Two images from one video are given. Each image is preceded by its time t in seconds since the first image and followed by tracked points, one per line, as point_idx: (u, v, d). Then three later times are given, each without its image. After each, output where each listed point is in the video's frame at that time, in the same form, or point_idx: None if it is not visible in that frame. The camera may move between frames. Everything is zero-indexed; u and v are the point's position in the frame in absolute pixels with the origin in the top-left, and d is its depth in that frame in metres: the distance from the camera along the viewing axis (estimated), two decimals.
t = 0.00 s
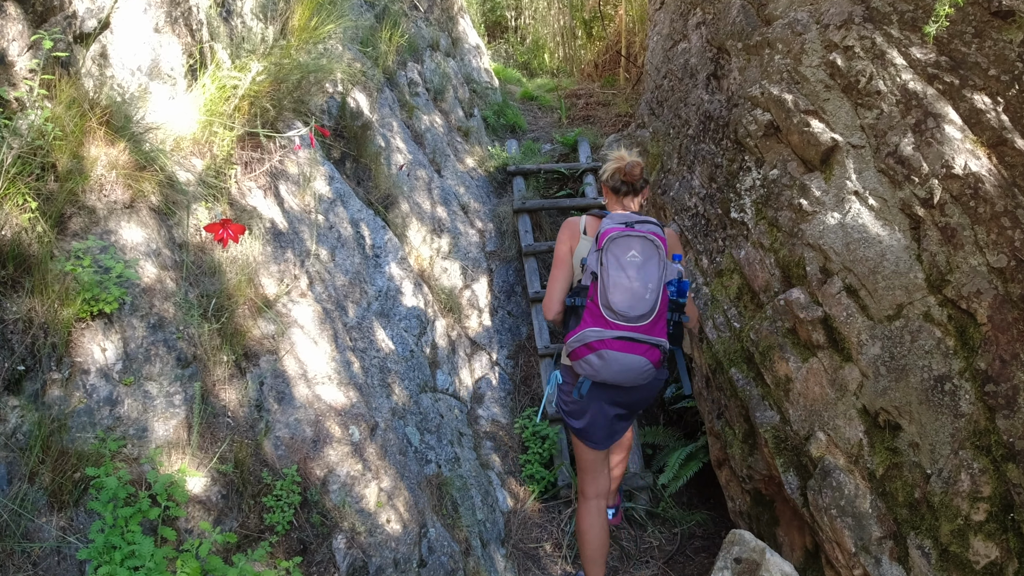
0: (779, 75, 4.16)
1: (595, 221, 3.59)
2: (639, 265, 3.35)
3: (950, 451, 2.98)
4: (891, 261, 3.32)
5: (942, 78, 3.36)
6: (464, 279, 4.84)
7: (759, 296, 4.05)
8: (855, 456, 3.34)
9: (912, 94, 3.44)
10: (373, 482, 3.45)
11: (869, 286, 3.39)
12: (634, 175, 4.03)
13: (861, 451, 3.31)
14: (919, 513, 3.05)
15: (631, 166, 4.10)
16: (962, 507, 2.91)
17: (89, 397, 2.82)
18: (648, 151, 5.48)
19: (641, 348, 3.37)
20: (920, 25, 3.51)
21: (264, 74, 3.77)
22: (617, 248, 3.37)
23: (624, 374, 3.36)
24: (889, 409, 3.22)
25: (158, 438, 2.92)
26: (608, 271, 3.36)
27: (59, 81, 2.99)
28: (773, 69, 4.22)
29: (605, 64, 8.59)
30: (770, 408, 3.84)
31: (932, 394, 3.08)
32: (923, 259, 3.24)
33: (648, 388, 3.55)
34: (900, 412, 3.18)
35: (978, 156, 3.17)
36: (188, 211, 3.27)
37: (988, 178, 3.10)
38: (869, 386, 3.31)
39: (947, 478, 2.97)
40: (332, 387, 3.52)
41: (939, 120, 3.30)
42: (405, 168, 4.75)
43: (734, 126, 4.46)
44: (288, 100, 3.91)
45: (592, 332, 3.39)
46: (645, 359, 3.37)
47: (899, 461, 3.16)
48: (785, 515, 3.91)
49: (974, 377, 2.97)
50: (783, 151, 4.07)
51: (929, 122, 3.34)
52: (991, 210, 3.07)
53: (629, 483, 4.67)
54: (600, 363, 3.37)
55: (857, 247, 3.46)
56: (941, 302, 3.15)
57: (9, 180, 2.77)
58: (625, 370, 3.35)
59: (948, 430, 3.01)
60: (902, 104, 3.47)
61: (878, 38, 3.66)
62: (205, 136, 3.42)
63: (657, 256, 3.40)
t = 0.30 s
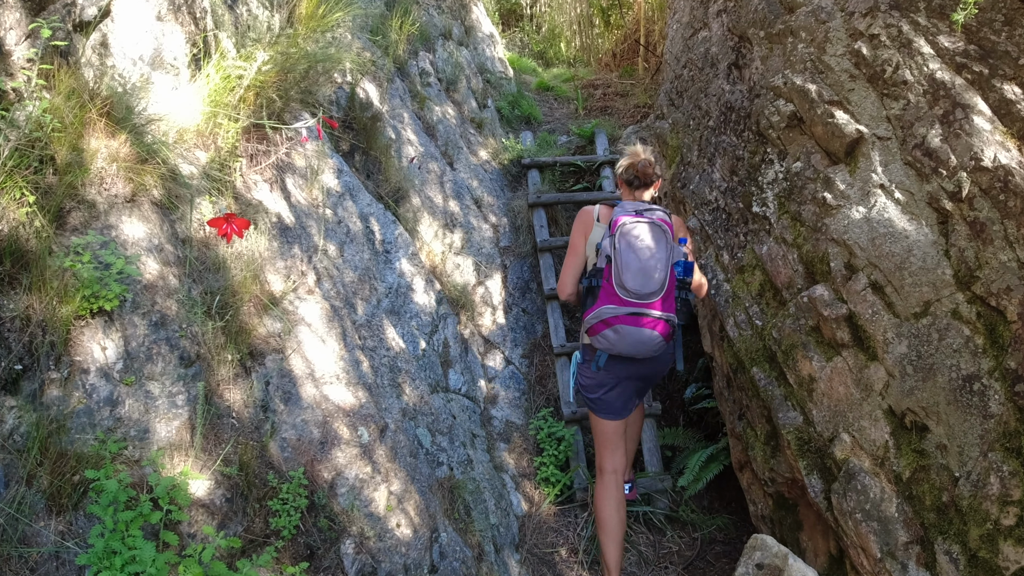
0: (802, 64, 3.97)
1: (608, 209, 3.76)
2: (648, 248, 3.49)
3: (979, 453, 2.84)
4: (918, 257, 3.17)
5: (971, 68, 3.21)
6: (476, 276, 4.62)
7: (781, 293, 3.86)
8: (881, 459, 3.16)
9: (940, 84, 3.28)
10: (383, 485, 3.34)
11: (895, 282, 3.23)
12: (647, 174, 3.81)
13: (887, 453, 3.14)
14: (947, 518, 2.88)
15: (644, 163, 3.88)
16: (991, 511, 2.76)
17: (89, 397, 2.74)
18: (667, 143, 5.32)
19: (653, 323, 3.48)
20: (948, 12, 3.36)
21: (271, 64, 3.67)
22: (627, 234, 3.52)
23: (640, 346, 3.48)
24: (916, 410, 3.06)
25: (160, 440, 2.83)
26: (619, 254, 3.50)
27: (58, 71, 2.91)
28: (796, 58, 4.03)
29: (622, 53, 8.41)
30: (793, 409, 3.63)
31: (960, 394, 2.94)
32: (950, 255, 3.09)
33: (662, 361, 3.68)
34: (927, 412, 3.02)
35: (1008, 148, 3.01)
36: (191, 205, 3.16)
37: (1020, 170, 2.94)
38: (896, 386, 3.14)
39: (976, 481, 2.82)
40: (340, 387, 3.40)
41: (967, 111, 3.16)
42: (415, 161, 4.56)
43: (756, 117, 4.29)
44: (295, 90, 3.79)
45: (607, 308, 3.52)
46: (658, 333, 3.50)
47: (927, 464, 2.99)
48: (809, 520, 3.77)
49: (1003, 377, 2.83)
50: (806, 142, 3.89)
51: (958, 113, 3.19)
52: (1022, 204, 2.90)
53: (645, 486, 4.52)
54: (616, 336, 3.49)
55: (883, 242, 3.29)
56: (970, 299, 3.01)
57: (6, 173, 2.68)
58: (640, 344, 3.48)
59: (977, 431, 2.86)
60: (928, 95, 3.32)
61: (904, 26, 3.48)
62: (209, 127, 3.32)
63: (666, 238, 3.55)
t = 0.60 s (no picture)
0: (826, 55, 3.78)
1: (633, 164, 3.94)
2: (670, 197, 3.68)
3: (1009, 458, 2.67)
4: (946, 255, 3.00)
5: (1000, 59, 3.07)
6: (490, 274, 4.45)
7: (804, 292, 3.67)
8: (907, 463, 3.00)
9: (968, 76, 3.13)
10: (392, 491, 3.23)
11: (922, 281, 3.06)
12: (675, 133, 3.94)
13: (914, 458, 2.98)
14: (975, 524, 2.73)
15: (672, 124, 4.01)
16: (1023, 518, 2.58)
17: (88, 401, 2.65)
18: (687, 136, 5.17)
19: (673, 267, 3.68)
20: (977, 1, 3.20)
21: (276, 55, 3.55)
22: (650, 184, 3.70)
23: (662, 288, 3.66)
24: (944, 413, 2.90)
25: (161, 444, 2.74)
26: (644, 202, 3.68)
27: (56, 64, 2.82)
28: (819, 48, 3.83)
29: (641, 43, 8.23)
30: (816, 412, 3.47)
31: (989, 396, 2.78)
32: (979, 252, 2.94)
33: (685, 306, 3.84)
34: (955, 415, 2.87)
35: None
36: (194, 201, 3.05)
37: None
38: (922, 388, 2.98)
39: (1006, 487, 2.66)
40: (348, 390, 3.29)
41: (996, 103, 3.01)
42: (426, 155, 4.40)
43: (778, 110, 4.08)
44: (301, 82, 3.67)
45: (630, 253, 3.71)
46: (678, 276, 3.69)
47: (954, 469, 2.83)
48: (833, 526, 3.61)
49: None
50: (830, 136, 3.69)
51: (986, 106, 3.04)
52: None
53: (664, 491, 4.43)
54: (640, 277, 3.67)
55: (909, 239, 3.13)
56: (999, 298, 2.85)
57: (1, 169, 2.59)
58: (660, 286, 3.66)
59: (1007, 435, 2.70)
60: (956, 87, 3.17)
61: (932, 15, 3.33)
62: (212, 121, 3.20)
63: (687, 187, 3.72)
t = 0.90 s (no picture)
0: (848, 43, 3.56)
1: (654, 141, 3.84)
2: (694, 172, 3.56)
3: None
4: (971, 249, 2.85)
5: None
6: (501, 270, 4.31)
7: (825, 288, 3.50)
8: (932, 465, 2.86)
9: (994, 64, 2.93)
10: (399, 496, 3.12)
11: (947, 276, 2.90)
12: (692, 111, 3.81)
13: (939, 459, 2.84)
14: (1003, 528, 2.58)
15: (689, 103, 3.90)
16: None
17: (82, 403, 2.56)
18: (705, 128, 5.00)
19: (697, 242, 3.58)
20: None
21: (278, 44, 3.44)
22: (675, 158, 3.59)
23: (685, 263, 3.57)
24: (969, 413, 2.75)
25: (159, 448, 2.64)
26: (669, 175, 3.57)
27: (49, 54, 2.74)
28: (840, 36, 3.62)
29: (658, 31, 8.03)
30: (838, 412, 3.30)
31: (1017, 396, 2.61)
32: (1006, 247, 2.78)
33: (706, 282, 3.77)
34: (982, 416, 2.71)
35: None
36: (192, 196, 2.94)
37: None
38: (947, 387, 2.83)
39: None
40: (353, 391, 3.18)
41: None
42: (435, 147, 4.27)
43: (798, 100, 3.87)
44: (304, 73, 3.54)
45: (654, 226, 3.60)
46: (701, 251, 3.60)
47: (980, 471, 2.68)
48: (855, 531, 3.44)
49: None
50: (852, 127, 3.50)
51: (1014, 95, 2.84)
52: None
53: (681, 496, 4.26)
54: (664, 252, 3.56)
55: (933, 234, 2.97)
56: None
57: None
58: (684, 260, 3.56)
59: None
60: (982, 76, 2.97)
61: None
62: (212, 113, 3.10)
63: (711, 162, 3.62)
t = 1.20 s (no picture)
0: (870, 26, 3.36)
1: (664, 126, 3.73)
2: (704, 153, 3.44)
3: None
4: (998, 239, 2.68)
5: None
6: (513, 264, 4.17)
7: (847, 280, 3.33)
8: (957, 463, 2.69)
9: None
10: (406, 498, 3.01)
11: (972, 267, 2.74)
12: (700, 100, 3.68)
13: (965, 457, 2.67)
14: None
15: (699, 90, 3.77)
16: None
17: (75, 403, 2.46)
18: (723, 115, 4.82)
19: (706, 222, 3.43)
20: None
21: (277, 30, 3.30)
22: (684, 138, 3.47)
23: (695, 243, 3.42)
24: (996, 409, 2.58)
25: (155, 449, 2.55)
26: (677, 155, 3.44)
27: (38, 41, 2.62)
28: (862, 19, 3.41)
29: (675, 15, 7.81)
30: (861, 409, 3.16)
31: None
32: None
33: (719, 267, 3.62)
34: (1010, 412, 2.54)
35: None
36: (189, 188, 2.83)
37: None
38: (973, 382, 2.65)
39: None
40: (358, 390, 3.07)
41: None
42: (442, 137, 4.13)
43: (819, 86, 3.67)
44: (305, 59, 3.42)
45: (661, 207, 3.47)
46: (711, 232, 3.44)
47: (1009, 469, 2.51)
48: (879, 533, 3.27)
49: None
50: (875, 113, 3.31)
51: None
52: None
53: (700, 497, 4.10)
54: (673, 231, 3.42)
55: (958, 223, 2.80)
56: None
57: None
58: (692, 241, 3.42)
59: None
60: (1009, 59, 2.77)
61: None
62: (209, 102, 2.99)
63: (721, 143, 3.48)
